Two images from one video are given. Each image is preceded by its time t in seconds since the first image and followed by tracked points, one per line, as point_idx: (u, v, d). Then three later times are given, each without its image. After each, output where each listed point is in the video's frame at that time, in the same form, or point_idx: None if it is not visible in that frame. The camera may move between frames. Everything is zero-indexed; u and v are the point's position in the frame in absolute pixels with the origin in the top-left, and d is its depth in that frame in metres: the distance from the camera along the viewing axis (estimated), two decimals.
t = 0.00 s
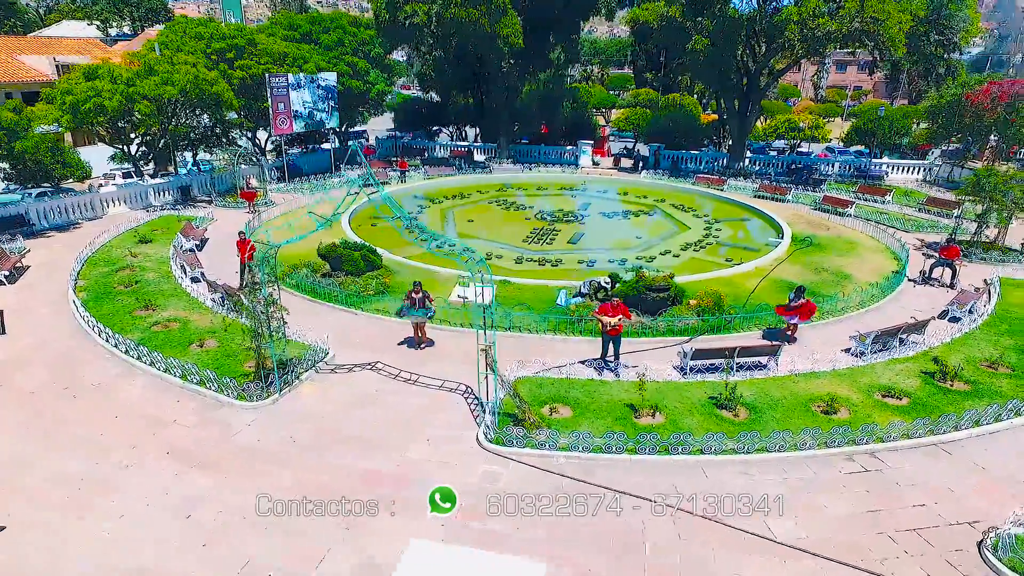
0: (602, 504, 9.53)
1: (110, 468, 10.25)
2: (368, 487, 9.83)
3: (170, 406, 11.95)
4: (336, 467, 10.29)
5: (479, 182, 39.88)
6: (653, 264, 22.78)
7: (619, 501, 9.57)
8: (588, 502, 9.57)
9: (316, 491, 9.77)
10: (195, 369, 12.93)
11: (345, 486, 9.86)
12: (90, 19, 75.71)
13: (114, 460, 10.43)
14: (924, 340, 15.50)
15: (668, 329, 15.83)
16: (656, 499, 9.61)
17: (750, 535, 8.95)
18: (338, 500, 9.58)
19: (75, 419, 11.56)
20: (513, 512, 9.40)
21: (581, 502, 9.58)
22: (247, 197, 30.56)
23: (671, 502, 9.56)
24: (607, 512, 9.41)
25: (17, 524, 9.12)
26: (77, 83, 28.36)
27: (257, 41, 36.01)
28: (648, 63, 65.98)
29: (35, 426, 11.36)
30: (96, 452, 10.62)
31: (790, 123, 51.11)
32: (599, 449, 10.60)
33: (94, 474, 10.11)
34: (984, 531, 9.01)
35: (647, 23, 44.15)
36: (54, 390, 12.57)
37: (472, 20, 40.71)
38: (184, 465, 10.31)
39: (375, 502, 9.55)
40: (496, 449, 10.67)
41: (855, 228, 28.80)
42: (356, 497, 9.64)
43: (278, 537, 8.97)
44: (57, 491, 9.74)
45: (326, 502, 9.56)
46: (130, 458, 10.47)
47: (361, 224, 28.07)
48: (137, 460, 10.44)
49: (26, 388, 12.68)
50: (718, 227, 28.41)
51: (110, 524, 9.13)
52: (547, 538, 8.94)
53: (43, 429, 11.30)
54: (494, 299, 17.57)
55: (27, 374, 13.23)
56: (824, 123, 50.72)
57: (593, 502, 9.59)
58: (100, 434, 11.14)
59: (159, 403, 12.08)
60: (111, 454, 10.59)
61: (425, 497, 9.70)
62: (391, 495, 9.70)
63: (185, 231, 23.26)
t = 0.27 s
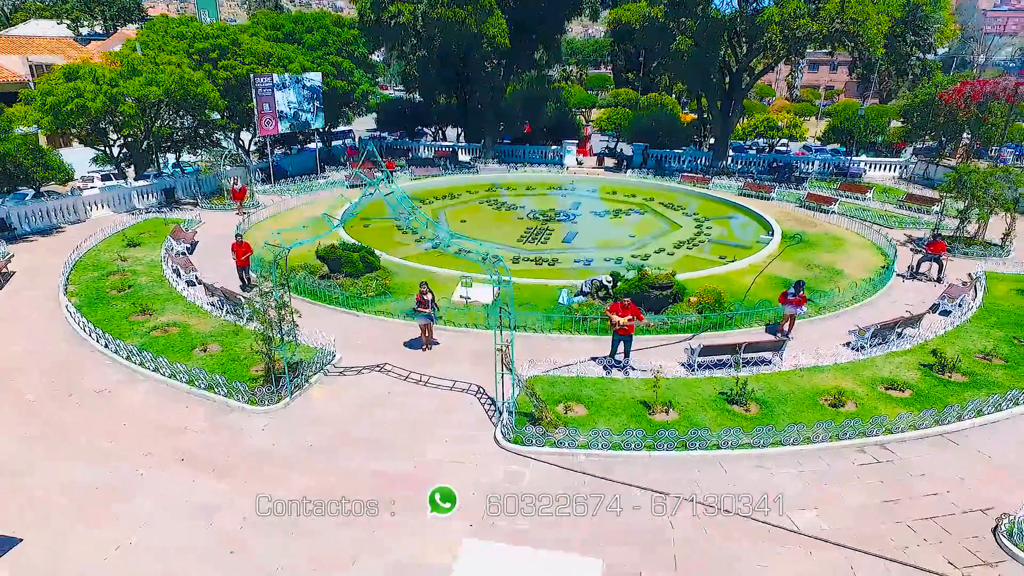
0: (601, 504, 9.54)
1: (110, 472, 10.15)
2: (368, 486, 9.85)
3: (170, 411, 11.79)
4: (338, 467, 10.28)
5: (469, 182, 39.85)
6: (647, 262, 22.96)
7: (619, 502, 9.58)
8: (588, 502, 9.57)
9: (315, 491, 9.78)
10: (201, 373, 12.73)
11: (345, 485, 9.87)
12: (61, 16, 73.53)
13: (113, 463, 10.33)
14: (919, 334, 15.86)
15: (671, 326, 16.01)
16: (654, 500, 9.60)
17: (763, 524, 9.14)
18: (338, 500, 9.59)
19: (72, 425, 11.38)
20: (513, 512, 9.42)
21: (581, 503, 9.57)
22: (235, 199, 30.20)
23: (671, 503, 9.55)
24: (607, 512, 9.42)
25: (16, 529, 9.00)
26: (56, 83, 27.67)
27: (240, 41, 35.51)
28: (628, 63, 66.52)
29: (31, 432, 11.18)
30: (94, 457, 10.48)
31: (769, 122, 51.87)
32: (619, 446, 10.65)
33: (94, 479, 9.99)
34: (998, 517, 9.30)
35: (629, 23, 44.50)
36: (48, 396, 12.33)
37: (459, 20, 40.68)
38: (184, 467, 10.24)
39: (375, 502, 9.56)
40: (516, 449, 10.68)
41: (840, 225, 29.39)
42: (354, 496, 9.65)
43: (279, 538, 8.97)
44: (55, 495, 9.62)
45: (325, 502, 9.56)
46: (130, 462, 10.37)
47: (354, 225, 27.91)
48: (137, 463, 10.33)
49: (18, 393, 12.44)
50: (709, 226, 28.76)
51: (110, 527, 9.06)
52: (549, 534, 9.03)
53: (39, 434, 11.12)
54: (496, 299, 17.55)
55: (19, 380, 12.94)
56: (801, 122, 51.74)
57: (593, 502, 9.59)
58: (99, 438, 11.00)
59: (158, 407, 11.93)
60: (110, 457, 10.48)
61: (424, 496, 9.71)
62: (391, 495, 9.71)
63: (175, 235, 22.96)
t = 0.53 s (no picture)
0: (601, 504, 9.56)
1: (112, 477, 10.07)
2: (370, 486, 9.88)
3: (175, 415, 11.69)
4: (344, 468, 10.29)
5: (457, 182, 39.79)
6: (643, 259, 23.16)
7: (619, 502, 9.60)
8: (588, 502, 9.59)
9: (314, 491, 9.81)
10: (209, 379, 12.54)
11: (347, 485, 9.90)
12: (29, 13, 71.03)
13: (115, 469, 10.25)
14: (914, 328, 16.24)
15: (675, 324, 16.19)
16: (654, 500, 9.63)
17: (775, 514, 9.34)
18: (338, 500, 9.63)
19: (71, 431, 11.23)
20: (513, 512, 9.46)
21: (581, 503, 9.60)
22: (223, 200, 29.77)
23: (671, 503, 9.57)
24: (608, 512, 9.43)
25: (19, 536, 8.92)
26: (36, 84, 26.99)
27: (223, 41, 35.04)
28: (607, 62, 66.98)
29: (27, 439, 10.99)
30: (95, 464, 10.38)
31: (748, 121, 52.64)
32: (638, 443, 10.75)
33: (95, 484, 9.92)
34: (1008, 504, 9.59)
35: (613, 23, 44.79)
36: (49, 402, 12.15)
37: (445, 20, 40.57)
38: (185, 472, 10.19)
39: (375, 502, 9.60)
40: (535, 447, 10.74)
41: (826, 222, 29.97)
42: (354, 496, 9.69)
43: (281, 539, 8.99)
44: (58, 502, 9.54)
45: (326, 503, 9.60)
46: (134, 467, 10.30)
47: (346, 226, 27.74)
48: (140, 469, 10.26)
49: (14, 401, 12.21)
50: (700, 223, 29.11)
51: (114, 532, 9.02)
52: (551, 529, 9.14)
53: (36, 441, 10.94)
54: (498, 298, 17.53)
55: (15, 388, 12.69)
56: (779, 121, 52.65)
57: (592, 502, 9.61)
58: (101, 443, 10.88)
59: (161, 412, 11.82)
60: (112, 463, 10.38)
61: (424, 496, 9.75)
62: (391, 495, 9.75)
63: (165, 238, 22.38)
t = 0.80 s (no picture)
0: (602, 504, 9.57)
1: (114, 484, 9.90)
2: (370, 486, 9.89)
3: (182, 420, 11.49)
4: (348, 469, 10.26)
5: (445, 182, 39.70)
6: (637, 258, 23.37)
7: (619, 502, 9.61)
8: (588, 502, 9.61)
9: (313, 491, 9.81)
10: (217, 383, 12.34)
11: (347, 485, 9.90)
12: None
13: (116, 476, 10.08)
14: (907, 321, 16.64)
15: (677, 320, 16.40)
16: (654, 500, 9.63)
17: (794, 504, 9.51)
18: (338, 500, 9.62)
19: (69, 438, 10.99)
20: (513, 512, 9.47)
21: (581, 503, 9.61)
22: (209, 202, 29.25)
23: (671, 503, 9.58)
24: (607, 512, 9.45)
25: (19, 544, 8.78)
26: (14, 85, 26.26)
27: (205, 40, 34.42)
28: (586, 62, 67.42)
29: (26, 448, 10.72)
30: (96, 471, 10.18)
31: (727, 120, 53.33)
32: (655, 438, 10.86)
33: (95, 489, 9.79)
34: (1017, 490, 9.93)
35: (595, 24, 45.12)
36: (49, 408, 11.87)
37: (432, 20, 40.38)
38: (188, 476, 10.06)
39: (375, 502, 9.60)
40: (554, 446, 10.82)
41: (812, 218, 30.55)
42: (353, 496, 9.70)
43: (283, 540, 8.97)
44: (59, 510, 9.35)
45: (326, 502, 9.60)
46: (136, 474, 10.12)
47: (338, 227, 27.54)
48: (142, 475, 10.09)
49: (8, 408, 11.90)
50: (691, 222, 29.45)
51: (117, 538, 8.88)
52: (551, 525, 9.22)
53: (33, 450, 10.68)
54: (501, 298, 17.53)
55: (9, 395, 12.37)
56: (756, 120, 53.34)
57: (592, 502, 9.62)
58: (103, 450, 10.68)
59: (165, 417, 11.61)
60: (113, 470, 10.20)
61: (425, 495, 9.75)
62: (392, 495, 9.75)
63: (154, 240, 22.09)
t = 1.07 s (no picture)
0: (602, 504, 9.61)
1: (123, 492, 9.81)
2: (369, 487, 9.94)
3: (194, 426, 11.41)
4: (349, 471, 10.30)
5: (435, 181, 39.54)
6: (634, 255, 23.55)
7: (620, 501, 9.64)
8: (588, 502, 9.65)
9: (313, 491, 9.86)
10: (229, 387, 12.20)
11: (345, 486, 9.95)
12: None
13: (126, 484, 9.98)
14: (903, 315, 17.02)
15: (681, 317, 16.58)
16: (655, 500, 9.66)
17: (813, 496, 9.70)
18: (338, 500, 9.68)
19: (78, 447, 10.85)
20: (514, 512, 9.50)
21: (581, 503, 9.65)
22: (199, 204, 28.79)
23: (671, 503, 9.62)
24: (608, 512, 9.49)
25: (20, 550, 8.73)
26: None
27: (190, 40, 33.84)
28: (567, 62, 67.81)
29: (25, 455, 10.62)
30: (106, 480, 10.07)
31: (708, 119, 53.92)
32: (674, 434, 10.98)
33: (96, 495, 9.74)
34: None
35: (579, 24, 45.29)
36: (56, 417, 11.70)
37: (419, 19, 40.24)
38: (199, 482, 10.01)
39: (375, 502, 9.65)
40: (574, 444, 10.90)
41: (800, 215, 31.04)
42: (354, 496, 9.75)
43: (288, 540, 8.99)
44: (69, 519, 9.25)
45: (325, 503, 9.65)
46: (146, 481, 10.04)
47: (332, 228, 27.35)
48: (152, 482, 10.01)
49: (13, 418, 11.71)
50: (683, 220, 29.75)
51: (127, 546, 8.81)
52: (553, 521, 9.34)
53: (40, 460, 10.53)
54: (505, 298, 17.55)
55: (11, 404, 12.16)
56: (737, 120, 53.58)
57: (592, 502, 9.66)
58: (114, 458, 10.57)
59: (175, 423, 11.52)
60: (122, 478, 10.10)
61: (425, 495, 9.81)
62: (391, 495, 9.81)
63: (147, 244, 21.60)
